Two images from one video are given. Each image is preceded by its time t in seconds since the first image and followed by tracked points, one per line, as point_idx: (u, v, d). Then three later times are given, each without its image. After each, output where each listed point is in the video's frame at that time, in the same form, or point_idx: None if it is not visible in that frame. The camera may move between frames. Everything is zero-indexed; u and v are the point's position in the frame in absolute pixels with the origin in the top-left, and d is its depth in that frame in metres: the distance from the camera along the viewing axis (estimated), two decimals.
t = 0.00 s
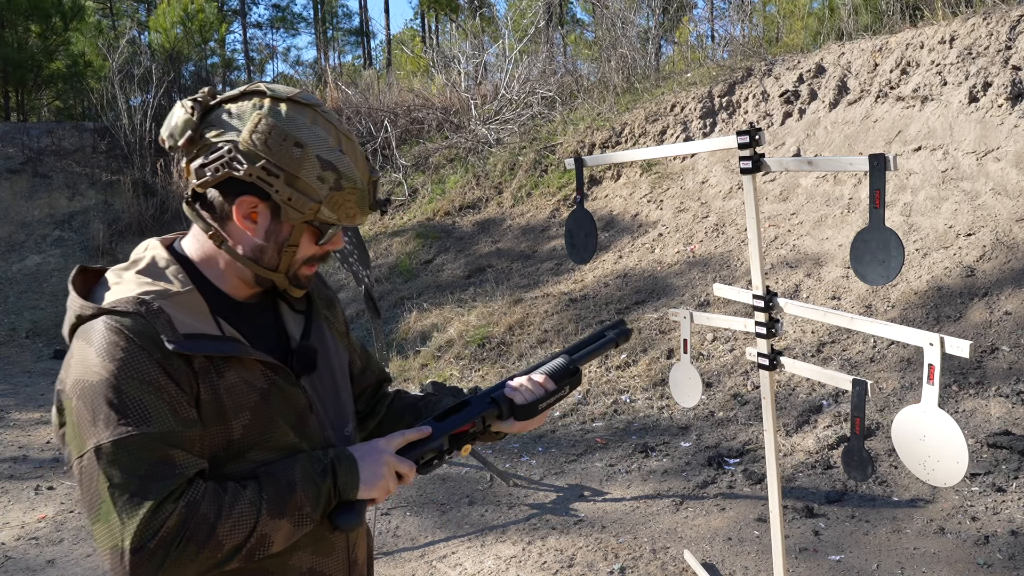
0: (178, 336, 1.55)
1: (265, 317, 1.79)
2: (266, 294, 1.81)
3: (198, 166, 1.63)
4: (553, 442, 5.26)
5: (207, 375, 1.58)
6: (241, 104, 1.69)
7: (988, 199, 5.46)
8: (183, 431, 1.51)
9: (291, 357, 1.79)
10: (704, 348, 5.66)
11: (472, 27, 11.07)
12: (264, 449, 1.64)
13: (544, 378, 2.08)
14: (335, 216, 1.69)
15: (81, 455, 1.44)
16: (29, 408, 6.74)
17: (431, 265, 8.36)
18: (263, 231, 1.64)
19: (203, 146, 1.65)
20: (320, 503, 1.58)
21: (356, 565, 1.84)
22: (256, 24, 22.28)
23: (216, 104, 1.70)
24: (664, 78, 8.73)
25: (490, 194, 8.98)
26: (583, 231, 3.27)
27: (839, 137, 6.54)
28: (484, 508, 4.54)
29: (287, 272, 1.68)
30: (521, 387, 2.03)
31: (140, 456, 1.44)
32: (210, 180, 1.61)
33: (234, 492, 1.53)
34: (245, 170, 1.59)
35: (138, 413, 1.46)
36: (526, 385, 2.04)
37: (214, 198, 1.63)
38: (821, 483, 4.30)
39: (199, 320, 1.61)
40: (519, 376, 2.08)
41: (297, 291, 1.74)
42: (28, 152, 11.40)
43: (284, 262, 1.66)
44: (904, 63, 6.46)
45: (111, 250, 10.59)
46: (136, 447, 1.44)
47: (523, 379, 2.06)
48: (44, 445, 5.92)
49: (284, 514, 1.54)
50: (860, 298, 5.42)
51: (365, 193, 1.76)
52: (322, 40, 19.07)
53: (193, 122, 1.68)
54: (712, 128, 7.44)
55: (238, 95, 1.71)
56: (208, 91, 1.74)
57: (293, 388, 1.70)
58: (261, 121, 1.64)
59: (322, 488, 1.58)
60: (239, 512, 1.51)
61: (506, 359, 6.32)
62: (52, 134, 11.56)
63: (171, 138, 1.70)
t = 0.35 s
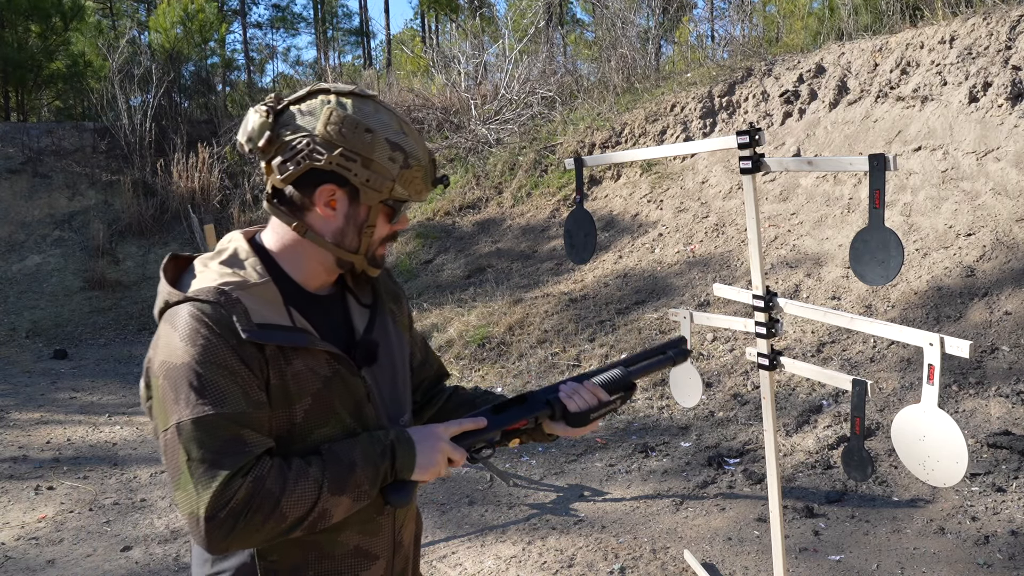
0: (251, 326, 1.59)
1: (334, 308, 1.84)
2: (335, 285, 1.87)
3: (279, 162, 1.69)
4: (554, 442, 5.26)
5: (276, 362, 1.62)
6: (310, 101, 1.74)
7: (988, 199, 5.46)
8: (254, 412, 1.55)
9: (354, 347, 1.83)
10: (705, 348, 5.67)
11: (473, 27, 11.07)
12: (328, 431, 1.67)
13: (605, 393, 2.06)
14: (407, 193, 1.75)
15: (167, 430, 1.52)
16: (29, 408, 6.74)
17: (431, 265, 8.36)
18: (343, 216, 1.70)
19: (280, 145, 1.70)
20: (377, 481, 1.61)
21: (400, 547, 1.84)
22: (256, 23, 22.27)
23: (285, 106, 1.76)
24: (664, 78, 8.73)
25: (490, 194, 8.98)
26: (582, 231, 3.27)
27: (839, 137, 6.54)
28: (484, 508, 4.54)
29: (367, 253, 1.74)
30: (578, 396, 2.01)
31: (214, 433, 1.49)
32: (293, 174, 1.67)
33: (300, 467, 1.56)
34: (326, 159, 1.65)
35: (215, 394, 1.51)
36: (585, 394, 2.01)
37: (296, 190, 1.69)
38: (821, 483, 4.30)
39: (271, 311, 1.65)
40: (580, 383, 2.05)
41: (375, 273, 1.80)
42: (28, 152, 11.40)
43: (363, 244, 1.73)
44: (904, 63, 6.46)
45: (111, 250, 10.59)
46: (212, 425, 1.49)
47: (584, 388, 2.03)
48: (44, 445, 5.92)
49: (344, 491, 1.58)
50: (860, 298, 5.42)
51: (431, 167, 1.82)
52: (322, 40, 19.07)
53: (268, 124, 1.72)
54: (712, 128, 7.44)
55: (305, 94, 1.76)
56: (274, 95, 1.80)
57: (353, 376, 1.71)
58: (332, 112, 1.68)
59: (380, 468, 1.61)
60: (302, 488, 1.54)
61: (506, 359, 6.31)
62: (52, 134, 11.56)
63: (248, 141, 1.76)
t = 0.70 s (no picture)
0: (258, 327, 1.61)
1: (350, 307, 1.86)
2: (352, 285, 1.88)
3: (291, 159, 1.72)
4: (554, 442, 5.27)
5: (280, 361, 1.63)
6: (316, 98, 1.77)
7: (988, 199, 5.46)
8: (231, 414, 1.53)
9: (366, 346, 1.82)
10: (705, 348, 5.67)
11: (473, 27, 11.07)
12: (334, 433, 1.68)
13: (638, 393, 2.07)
14: (419, 175, 1.77)
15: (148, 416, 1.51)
16: (28, 408, 6.74)
17: (431, 265, 8.35)
18: (360, 205, 1.73)
19: (290, 143, 1.73)
20: (338, 514, 1.54)
21: (416, 544, 1.83)
22: (256, 23, 22.27)
23: (292, 106, 1.79)
24: (664, 78, 8.73)
25: (490, 194, 8.98)
26: (582, 231, 3.27)
27: (839, 137, 6.54)
28: (484, 508, 4.54)
29: (384, 241, 1.77)
30: (614, 395, 2.01)
31: (187, 423, 1.48)
32: (306, 167, 1.69)
33: (264, 478, 1.52)
34: (338, 148, 1.68)
35: (200, 387, 1.51)
36: (620, 395, 2.02)
37: (310, 184, 1.72)
38: (821, 483, 4.30)
39: (281, 309, 1.66)
40: (615, 381, 2.05)
41: (394, 263, 1.82)
42: (28, 152, 11.40)
43: (380, 231, 1.75)
44: (904, 63, 6.46)
45: (111, 250, 10.59)
46: (188, 415, 1.49)
47: (620, 387, 2.04)
48: (44, 445, 5.92)
49: (299, 513, 1.52)
50: (860, 298, 5.42)
51: (438, 152, 1.86)
52: (322, 40, 19.07)
53: (277, 123, 1.76)
54: (712, 128, 7.44)
55: (310, 92, 1.80)
56: (279, 98, 1.83)
57: (364, 376, 1.74)
58: (339, 104, 1.72)
59: (345, 500, 1.55)
60: (254, 498, 1.49)
61: (506, 359, 6.31)
62: (52, 134, 11.56)
63: (258, 143, 1.79)
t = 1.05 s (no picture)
0: (208, 335, 1.58)
1: (313, 314, 1.83)
2: (315, 292, 1.86)
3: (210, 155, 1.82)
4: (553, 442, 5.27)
5: (235, 372, 1.60)
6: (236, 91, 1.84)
7: (988, 199, 5.46)
8: (179, 432, 1.50)
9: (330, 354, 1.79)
10: (705, 348, 5.67)
11: (472, 28, 11.07)
12: (293, 446, 1.64)
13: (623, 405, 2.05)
14: (299, 140, 1.69)
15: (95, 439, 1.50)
16: (29, 408, 6.74)
17: (431, 264, 8.35)
18: (259, 188, 1.73)
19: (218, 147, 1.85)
20: (299, 520, 1.52)
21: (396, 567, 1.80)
22: (256, 23, 22.28)
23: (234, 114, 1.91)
24: (664, 78, 8.73)
25: (490, 194, 8.98)
26: (582, 231, 3.27)
27: (839, 137, 6.54)
28: (484, 508, 4.54)
29: (292, 221, 1.71)
30: (596, 405, 2.01)
31: (128, 445, 1.45)
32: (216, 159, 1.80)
33: (215, 494, 1.50)
34: (221, 136, 1.75)
35: (142, 405, 1.48)
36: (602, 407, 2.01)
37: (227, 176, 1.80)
38: (821, 483, 4.30)
39: (235, 318, 1.64)
40: (598, 392, 2.04)
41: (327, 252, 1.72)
42: (28, 152, 11.41)
43: (284, 212, 1.71)
44: (904, 63, 6.46)
45: (110, 250, 10.59)
46: (130, 436, 1.46)
47: (603, 399, 2.02)
48: (43, 445, 5.92)
49: (256, 526, 1.50)
50: (860, 298, 5.42)
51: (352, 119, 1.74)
52: (322, 41, 19.06)
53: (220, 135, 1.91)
54: (712, 128, 7.44)
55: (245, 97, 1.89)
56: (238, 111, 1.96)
57: (330, 385, 1.71)
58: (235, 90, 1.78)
59: (306, 502, 1.52)
60: (202, 516, 1.47)
61: (505, 359, 6.31)
62: (53, 134, 11.56)
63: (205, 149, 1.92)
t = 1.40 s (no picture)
0: (183, 342, 1.60)
1: (301, 318, 1.84)
2: (304, 295, 1.87)
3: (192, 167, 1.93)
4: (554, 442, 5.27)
5: (214, 379, 1.63)
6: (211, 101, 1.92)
7: (988, 199, 5.46)
8: (158, 437, 1.53)
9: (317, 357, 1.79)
10: (705, 348, 5.67)
11: (472, 28, 11.06)
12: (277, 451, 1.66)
13: (632, 411, 1.91)
14: (216, 145, 1.71)
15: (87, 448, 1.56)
16: (29, 408, 6.74)
17: (431, 264, 8.35)
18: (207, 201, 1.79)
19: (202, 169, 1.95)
20: (277, 485, 1.49)
21: (392, 574, 1.79)
22: (256, 23, 22.27)
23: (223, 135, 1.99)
24: (664, 78, 8.73)
25: (490, 194, 8.98)
26: (583, 231, 3.27)
27: (839, 137, 6.54)
28: (484, 508, 4.54)
29: (232, 228, 1.74)
30: (604, 410, 1.89)
31: (109, 451, 1.50)
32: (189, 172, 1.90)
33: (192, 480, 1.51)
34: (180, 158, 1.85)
35: (121, 413, 1.53)
36: (608, 412, 1.88)
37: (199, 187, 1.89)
38: (821, 483, 4.30)
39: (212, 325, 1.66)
40: (608, 396, 1.91)
41: (267, 256, 1.71)
42: (28, 152, 11.41)
43: (224, 219, 1.74)
44: (905, 63, 6.46)
45: (110, 250, 10.58)
46: (111, 442, 1.51)
47: (610, 401, 1.90)
48: (44, 445, 5.92)
49: (236, 498, 1.48)
50: (860, 298, 5.42)
51: (263, 116, 1.70)
52: (321, 41, 19.06)
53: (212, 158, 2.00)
54: (712, 128, 7.44)
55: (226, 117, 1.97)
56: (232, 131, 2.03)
57: (314, 389, 1.72)
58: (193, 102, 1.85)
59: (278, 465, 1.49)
60: (182, 499, 1.47)
61: (505, 359, 6.31)
62: (53, 134, 11.56)
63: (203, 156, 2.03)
